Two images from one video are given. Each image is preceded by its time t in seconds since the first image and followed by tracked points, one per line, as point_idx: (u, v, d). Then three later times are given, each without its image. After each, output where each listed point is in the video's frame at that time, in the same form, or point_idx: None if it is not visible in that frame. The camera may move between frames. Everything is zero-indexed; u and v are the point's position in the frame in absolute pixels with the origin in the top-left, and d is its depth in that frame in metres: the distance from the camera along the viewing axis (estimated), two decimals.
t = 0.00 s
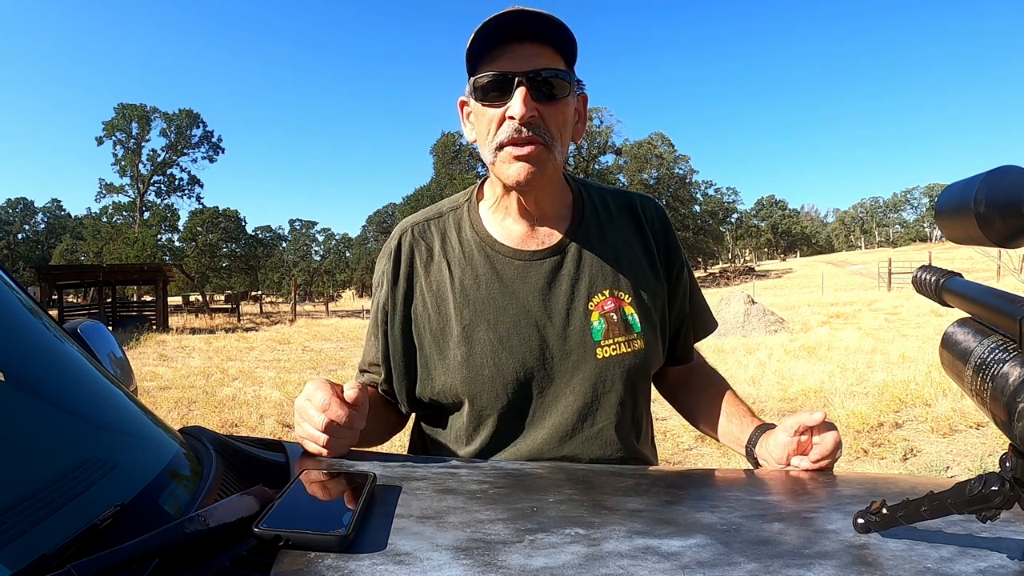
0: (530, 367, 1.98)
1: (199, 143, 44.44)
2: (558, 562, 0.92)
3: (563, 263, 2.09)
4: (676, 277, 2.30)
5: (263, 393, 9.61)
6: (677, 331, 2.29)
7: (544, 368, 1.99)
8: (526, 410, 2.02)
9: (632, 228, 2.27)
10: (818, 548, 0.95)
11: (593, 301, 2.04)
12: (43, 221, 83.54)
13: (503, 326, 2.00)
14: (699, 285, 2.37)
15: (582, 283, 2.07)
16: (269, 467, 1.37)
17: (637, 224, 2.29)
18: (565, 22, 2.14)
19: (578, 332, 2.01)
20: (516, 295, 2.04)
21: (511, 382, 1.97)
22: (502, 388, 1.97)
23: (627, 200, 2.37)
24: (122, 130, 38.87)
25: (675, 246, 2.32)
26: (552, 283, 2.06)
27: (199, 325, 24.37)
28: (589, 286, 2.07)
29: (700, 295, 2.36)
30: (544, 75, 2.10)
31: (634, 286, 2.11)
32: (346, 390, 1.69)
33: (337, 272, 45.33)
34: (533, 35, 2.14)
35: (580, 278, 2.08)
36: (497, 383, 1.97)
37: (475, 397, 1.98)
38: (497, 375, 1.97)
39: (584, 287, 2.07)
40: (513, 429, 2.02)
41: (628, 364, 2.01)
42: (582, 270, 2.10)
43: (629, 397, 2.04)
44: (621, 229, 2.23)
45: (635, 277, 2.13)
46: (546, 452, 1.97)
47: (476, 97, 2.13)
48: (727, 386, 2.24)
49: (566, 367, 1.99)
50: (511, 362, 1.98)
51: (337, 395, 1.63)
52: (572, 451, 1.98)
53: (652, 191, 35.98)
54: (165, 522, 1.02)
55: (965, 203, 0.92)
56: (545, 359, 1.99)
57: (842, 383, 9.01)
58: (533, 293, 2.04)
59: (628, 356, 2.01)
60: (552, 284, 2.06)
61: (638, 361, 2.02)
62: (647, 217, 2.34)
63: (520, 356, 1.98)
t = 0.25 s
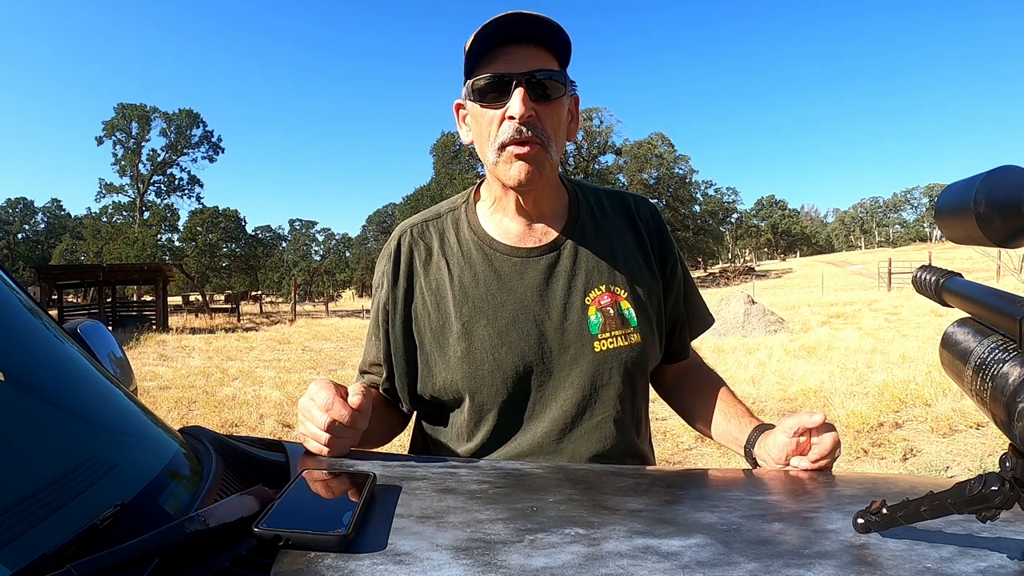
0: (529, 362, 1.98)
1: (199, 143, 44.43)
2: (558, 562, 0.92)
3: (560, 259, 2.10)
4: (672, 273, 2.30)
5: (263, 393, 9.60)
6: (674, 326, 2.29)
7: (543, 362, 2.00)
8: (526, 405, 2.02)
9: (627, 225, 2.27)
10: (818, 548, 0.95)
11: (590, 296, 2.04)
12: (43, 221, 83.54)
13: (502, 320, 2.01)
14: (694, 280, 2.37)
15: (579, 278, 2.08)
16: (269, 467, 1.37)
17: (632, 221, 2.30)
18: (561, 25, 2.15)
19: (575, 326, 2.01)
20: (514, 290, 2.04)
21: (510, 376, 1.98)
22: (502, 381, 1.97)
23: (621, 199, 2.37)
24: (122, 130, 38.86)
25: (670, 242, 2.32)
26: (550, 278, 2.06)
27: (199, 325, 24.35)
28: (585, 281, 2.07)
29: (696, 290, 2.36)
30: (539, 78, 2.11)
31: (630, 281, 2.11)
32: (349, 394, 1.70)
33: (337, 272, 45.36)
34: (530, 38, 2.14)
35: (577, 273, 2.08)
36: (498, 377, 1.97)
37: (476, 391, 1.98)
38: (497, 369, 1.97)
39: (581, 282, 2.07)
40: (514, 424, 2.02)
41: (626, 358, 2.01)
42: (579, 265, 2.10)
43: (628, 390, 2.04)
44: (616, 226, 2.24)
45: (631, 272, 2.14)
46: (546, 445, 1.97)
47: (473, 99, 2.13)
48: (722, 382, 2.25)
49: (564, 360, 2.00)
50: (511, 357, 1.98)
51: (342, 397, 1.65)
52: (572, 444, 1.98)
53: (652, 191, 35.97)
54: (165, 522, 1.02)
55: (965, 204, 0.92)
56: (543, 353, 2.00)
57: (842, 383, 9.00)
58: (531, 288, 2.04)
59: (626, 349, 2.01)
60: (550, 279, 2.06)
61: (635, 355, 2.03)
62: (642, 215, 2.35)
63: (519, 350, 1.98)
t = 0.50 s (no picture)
0: (529, 359, 1.98)
1: (199, 143, 44.43)
2: (558, 562, 0.92)
3: (558, 257, 2.10)
4: (669, 270, 2.30)
5: (263, 393, 9.60)
6: (672, 323, 2.29)
7: (542, 359, 2.00)
8: (526, 402, 2.02)
9: (624, 223, 2.28)
10: (818, 548, 0.95)
11: (588, 293, 2.04)
12: (43, 221, 83.55)
13: (502, 319, 2.01)
14: (691, 277, 2.37)
15: (578, 276, 2.08)
16: (269, 467, 1.37)
17: (628, 220, 2.30)
18: (560, 24, 2.16)
19: (574, 323, 2.01)
20: (514, 288, 2.04)
21: (511, 373, 1.98)
22: (502, 379, 1.97)
23: (618, 198, 2.37)
24: (122, 130, 38.84)
25: (666, 240, 2.32)
26: (549, 275, 2.06)
27: (199, 325, 24.33)
28: (584, 279, 2.07)
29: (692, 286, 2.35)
30: (539, 77, 2.11)
31: (628, 279, 2.11)
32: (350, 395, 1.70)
33: (337, 272, 45.37)
34: (529, 37, 2.15)
35: (575, 271, 2.08)
36: (498, 375, 1.97)
37: (477, 389, 1.98)
38: (497, 367, 1.97)
39: (579, 279, 2.07)
40: (514, 421, 2.02)
41: (625, 354, 2.01)
42: (577, 263, 2.10)
43: (627, 387, 2.04)
44: (614, 224, 2.24)
45: (629, 270, 2.14)
46: (547, 442, 1.97)
47: (475, 96, 2.13)
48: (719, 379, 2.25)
49: (563, 357, 2.00)
50: (511, 354, 1.98)
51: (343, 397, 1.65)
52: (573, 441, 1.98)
53: (652, 191, 35.97)
54: (165, 522, 1.02)
55: (965, 204, 0.92)
56: (543, 350, 2.00)
57: (842, 383, 9.00)
58: (530, 286, 2.04)
59: (624, 346, 2.01)
60: (549, 277, 2.06)
61: (634, 352, 2.03)
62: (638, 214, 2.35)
63: (519, 348, 1.98)
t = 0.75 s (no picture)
0: (530, 356, 1.98)
1: (199, 143, 44.39)
2: (558, 562, 0.92)
3: (558, 254, 2.10)
4: (667, 268, 2.30)
5: (263, 393, 9.60)
6: (671, 321, 2.28)
7: (543, 356, 2.00)
8: (526, 399, 2.02)
9: (622, 221, 2.28)
10: (818, 548, 0.95)
11: (589, 291, 2.05)
12: (42, 222, 83.55)
13: (503, 315, 2.00)
14: (690, 274, 2.37)
15: (578, 274, 2.08)
16: (269, 467, 1.37)
17: (627, 218, 2.30)
18: (565, 20, 2.19)
19: (575, 320, 2.02)
20: (515, 285, 2.04)
21: (512, 371, 1.98)
22: (504, 376, 1.97)
23: (616, 196, 2.37)
24: (122, 130, 38.83)
25: (665, 239, 2.33)
26: (549, 273, 2.07)
27: (199, 325, 24.34)
28: (584, 276, 2.08)
29: (691, 283, 2.35)
30: (546, 72, 2.13)
31: (627, 277, 2.12)
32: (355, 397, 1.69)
33: (337, 272, 45.41)
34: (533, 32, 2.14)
35: (575, 269, 2.08)
36: (499, 372, 1.97)
37: (478, 386, 1.98)
38: (498, 364, 1.97)
39: (580, 277, 2.07)
40: (514, 418, 2.02)
41: (624, 351, 2.01)
42: (577, 260, 2.11)
43: (627, 384, 2.04)
44: (612, 222, 2.24)
45: (629, 268, 2.14)
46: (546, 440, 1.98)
47: (487, 92, 2.11)
48: (718, 376, 2.25)
49: (564, 353, 2.00)
50: (513, 352, 1.98)
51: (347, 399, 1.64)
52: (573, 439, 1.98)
53: (652, 191, 35.98)
54: (165, 522, 1.02)
55: (965, 203, 0.92)
56: (543, 348, 2.00)
57: (842, 383, 9.00)
58: (531, 284, 2.04)
59: (624, 343, 2.01)
60: (549, 274, 2.06)
61: (633, 349, 2.03)
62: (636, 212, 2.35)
63: (520, 345, 1.98)
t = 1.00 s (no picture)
0: (539, 354, 1.98)
1: (199, 143, 44.38)
2: (557, 562, 0.92)
3: (565, 252, 2.10)
4: (667, 267, 2.32)
5: (263, 393, 9.60)
6: (671, 321, 2.30)
7: (551, 354, 2.00)
8: (532, 398, 2.02)
9: (622, 221, 2.30)
10: (817, 548, 0.95)
11: (596, 288, 2.06)
12: (42, 222, 83.57)
13: (513, 314, 2.00)
14: (688, 275, 2.39)
15: (585, 271, 2.08)
16: (269, 467, 1.37)
17: (627, 218, 2.32)
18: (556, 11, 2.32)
19: (583, 319, 2.02)
20: (523, 283, 2.04)
21: (521, 369, 1.98)
22: (512, 373, 1.97)
23: (615, 197, 2.38)
24: (122, 130, 38.84)
25: (664, 239, 2.35)
26: (556, 271, 2.07)
27: (199, 325, 24.34)
28: (591, 273, 2.08)
29: (690, 283, 2.37)
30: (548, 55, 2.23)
31: (631, 275, 2.13)
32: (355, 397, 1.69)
33: (337, 272, 45.44)
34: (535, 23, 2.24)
35: (582, 266, 2.09)
36: (509, 370, 1.97)
37: (486, 384, 1.98)
38: (508, 362, 1.97)
39: (587, 275, 2.08)
40: (520, 416, 2.01)
41: (629, 349, 2.03)
42: (583, 258, 2.11)
43: (631, 383, 2.05)
44: (615, 221, 2.26)
45: (633, 266, 2.15)
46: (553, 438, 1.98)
47: (502, 70, 2.14)
48: (716, 377, 2.24)
49: (571, 351, 2.00)
50: (521, 349, 1.98)
51: (347, 400, 1.64)
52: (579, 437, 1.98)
53: (652, 191, 35.99)
54: (165, 522, 1.02)
55: (965, 203, 0.92)
56: (551, 346, 2.00)
57: (842, 383, 9.00)
58: (539, 281, 2.04)
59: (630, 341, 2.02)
60: (556, 272, 2.07)
61: (640, 348, 2.05)
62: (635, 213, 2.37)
63: (528, 343, 1.98)
